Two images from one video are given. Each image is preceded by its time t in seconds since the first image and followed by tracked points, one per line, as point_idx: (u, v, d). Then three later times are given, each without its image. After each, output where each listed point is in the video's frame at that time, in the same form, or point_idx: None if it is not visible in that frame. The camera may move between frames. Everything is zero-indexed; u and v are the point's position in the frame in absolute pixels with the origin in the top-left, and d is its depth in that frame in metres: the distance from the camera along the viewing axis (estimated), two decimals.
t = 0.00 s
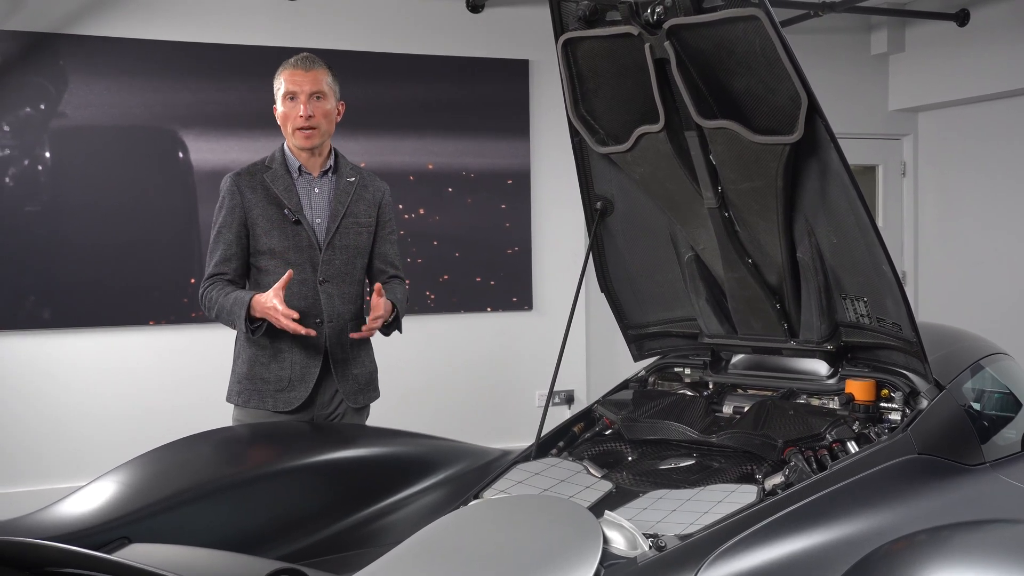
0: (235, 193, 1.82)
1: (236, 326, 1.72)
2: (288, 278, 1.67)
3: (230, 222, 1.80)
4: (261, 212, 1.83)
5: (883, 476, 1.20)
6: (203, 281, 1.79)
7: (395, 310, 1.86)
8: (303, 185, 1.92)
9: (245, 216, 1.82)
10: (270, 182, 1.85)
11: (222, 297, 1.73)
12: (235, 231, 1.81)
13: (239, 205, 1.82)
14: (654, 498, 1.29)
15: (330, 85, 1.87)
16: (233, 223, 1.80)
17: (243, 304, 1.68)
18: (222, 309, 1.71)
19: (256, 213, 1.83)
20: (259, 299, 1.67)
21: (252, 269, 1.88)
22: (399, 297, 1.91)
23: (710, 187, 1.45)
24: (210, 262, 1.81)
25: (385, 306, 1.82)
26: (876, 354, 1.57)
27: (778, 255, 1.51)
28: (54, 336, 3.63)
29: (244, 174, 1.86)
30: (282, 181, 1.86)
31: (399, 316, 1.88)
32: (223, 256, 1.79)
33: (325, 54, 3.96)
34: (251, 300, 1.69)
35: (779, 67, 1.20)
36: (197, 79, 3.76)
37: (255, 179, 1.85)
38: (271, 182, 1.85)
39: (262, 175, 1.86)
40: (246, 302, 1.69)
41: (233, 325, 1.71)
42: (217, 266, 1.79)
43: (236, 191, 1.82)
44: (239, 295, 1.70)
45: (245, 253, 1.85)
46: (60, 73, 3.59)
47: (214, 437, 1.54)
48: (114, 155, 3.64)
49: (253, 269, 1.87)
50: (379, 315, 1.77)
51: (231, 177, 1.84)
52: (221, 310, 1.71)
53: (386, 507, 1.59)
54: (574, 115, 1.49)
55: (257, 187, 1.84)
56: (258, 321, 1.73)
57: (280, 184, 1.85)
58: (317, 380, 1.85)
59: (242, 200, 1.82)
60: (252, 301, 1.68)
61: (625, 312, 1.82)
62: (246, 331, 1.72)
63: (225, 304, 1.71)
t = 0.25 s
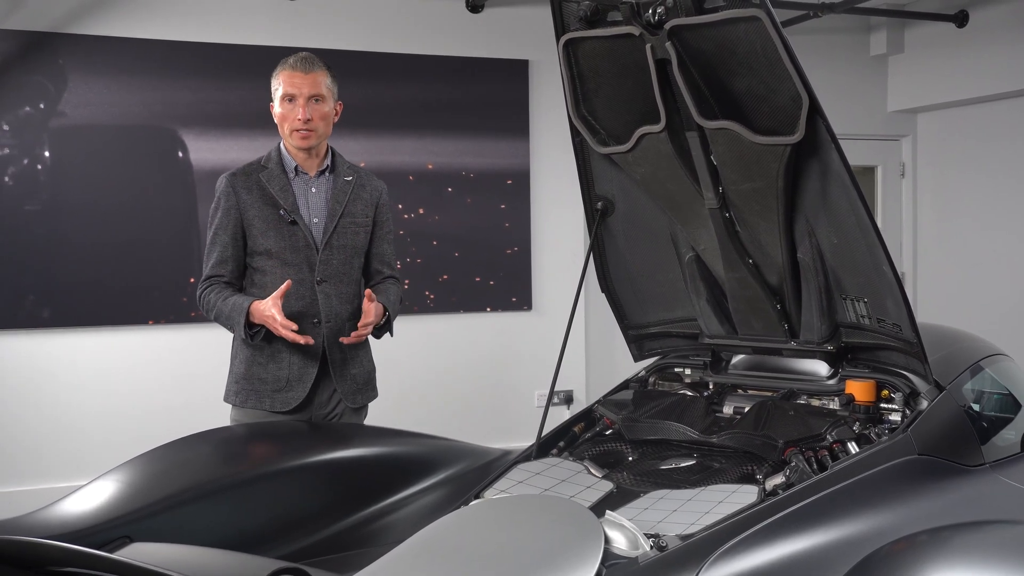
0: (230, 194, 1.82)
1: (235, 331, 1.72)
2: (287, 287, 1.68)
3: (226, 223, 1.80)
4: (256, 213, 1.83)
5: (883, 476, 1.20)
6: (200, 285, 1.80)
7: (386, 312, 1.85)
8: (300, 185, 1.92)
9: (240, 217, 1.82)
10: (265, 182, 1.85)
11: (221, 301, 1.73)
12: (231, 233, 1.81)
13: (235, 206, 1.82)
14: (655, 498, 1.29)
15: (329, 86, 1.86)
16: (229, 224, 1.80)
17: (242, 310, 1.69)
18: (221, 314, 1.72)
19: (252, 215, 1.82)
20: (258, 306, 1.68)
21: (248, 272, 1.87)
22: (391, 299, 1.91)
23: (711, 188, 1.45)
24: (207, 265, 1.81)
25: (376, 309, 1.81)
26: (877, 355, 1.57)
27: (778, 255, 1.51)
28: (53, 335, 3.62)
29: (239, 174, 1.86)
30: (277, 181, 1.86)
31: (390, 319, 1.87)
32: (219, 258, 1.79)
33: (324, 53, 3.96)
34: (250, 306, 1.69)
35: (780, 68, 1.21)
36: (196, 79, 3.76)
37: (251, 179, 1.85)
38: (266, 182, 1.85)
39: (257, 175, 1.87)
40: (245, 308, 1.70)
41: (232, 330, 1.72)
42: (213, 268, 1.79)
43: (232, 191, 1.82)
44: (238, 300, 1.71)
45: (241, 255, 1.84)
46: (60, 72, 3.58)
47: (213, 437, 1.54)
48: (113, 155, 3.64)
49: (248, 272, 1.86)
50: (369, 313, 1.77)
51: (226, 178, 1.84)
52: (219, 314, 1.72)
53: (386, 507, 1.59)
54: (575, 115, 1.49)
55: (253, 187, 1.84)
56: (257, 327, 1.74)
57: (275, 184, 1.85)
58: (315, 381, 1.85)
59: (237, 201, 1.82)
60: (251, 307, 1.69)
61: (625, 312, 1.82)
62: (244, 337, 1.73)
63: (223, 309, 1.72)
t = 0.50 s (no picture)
0: (229, 193, 1.82)
1: (238, 328, 1.73)
2: (291, 282, 1.68)
3: (226, 222, 1.80)
4: (256, 211, 1.83)
5: (885, 475, 1.20)
6: (200, 284, 1.79)
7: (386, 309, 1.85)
8: (299, 184, 1.91)
9: (240, 215, 1.82)
10: (264, 181, 1.85)
11: (223, 298, 1.73)
12: (231, 232, 1.81)
13: (234, 204, 1.81)
14: (658, 496, 1.29)
15: (328, 85, 1.87)
16: (229, 223, 1.80)
17: (245, 306, 1.69)
18: (223, 311, 1.72)
19: (251, 213, 1.82)
20: (263, 302, 1.69)
21: (248, 272, 1.87)
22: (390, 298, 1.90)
23: (713, 186, 1.45)
24: (207, 263, 1.81)
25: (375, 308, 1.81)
26: (879, 353, 1.57)
27: (781, 254, 1.51)
28: (54, 335, 3.63)
29: (238, 173, 1.86)
30: (277, 180, 1.86)
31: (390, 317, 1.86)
32: (220, 257, 1.79)
33: (325, 53, 3.96)
34: (253, 303, 1.70)
35: (782, 66, 1.21)
36: (197, 78, 3.76)
37: (250, 178, 1.85)
38: (265, 180, 1.85)
39: (257, 174, 1.86)
40: (248, 305, 1.70)
41: (235, 326, 1.72)
42: (214, 267, 1.79)
43: (231, 190, 1.82)
44: (241, 297, 1.71)
45: (241, 253, 1.84)
46: (60, 71, 3.58)
47: (215, 436, 1.54)
48: (114, 154, 3.64)
49: (249, 270, 1.86)
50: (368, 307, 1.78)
51: (226, 177, 1.84)
52: (221, 311, 1.72)
53: (388, 506, 1.60)
54: (577, 114, 1.49)
55: (252, 185, 1.84)
56: (261, 323, 1.74)
57: (275, 183, 1.85)
58: (315, 379, 1.85)
59: (237, 199, 1.82)
60: (255, 304, 1.70)
61: (627, 311, 1.82)
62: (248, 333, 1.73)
63: (226, 306, 1.72)
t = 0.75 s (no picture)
0: (232, 189, 1.82)
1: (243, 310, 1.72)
2: (294, 253, 1.69)
3: (228, 218, 1.80)
4: (259, 208, 1.83)
5: (889, 474, 1.20)
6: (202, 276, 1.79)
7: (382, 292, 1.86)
8: (302, 181, 1.92)
9: (243, 211, 1.82)
10: (268, 177, 1.85)
11: (226, 283, 1.73)
12: (234, 227, 1.81)
13: (237, 200, 1.81)
14: (662, 495, 1.29)
15: (331, 81, 1.87)
16: (232, 218, 1.80)
17: (250, 285, 1.69)
18: (226, 296, 1.71)
19: (254, 209, 1.83)
20: (267, 278, 1.68)
21: (251, 262, 1.88)
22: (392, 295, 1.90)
23: (717, 185, 1.45)
24: (209, 257, 1.80)
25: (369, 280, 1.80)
26: (882, 352, 1.57)
27: (784, 252, 1.51)
28: (57, 333, 3.63)
29: (241, 169, 1.86)
30: (280, 176, 1.86)
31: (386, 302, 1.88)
32: (222, 251, 1.79)
33: (326, 51, 3.96)
34: (258, 281, 1.70)
35: (787, 65, 1.21)
36: (199, 76, 3.76)
37: (253, 174, 1.85)
38: (269, 177, 1.85)
39: (260, 170, 1.86)
40: (252, 284, 1.70)
41: (239, 310, 1.71)
42: (216, 261, 1.79)
43: (234, 186, 1.82)
44: (244, 278, 1.71)
45: (243, 249, 1.84)
46: (62, 69, 3.58)
47: (218, 434, 1.54)
48: (116, 152, 3.64)
49: (252, 263, 1.87)
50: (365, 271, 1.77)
51: (229, 173, 1.84)
52: (226, 298, 1.71)
53: (391, 505, 1.60)
54: (581, 113, 1.49)
55: (255, 182, 1.84)
56: (264, 301, 1.74)
57: (278, 180, 1.85)
58: (317, 376, 1.85)
59: (240, 195, 1.82)
60: (259, 282, 1.69)
61: (630, 309, 1.82)
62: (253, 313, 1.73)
63: (229, 289, 1.72)
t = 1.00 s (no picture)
0: (236, 189, 1.81)
1: (244, 303, 1.72)
2: (289, 239, 1.69)
3: (232, 218, 1.80)
4: (263, 207, 1.83)
5: (893, 472, 1.21)
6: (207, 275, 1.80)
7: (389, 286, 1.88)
8: (306, 181, 1.92)
9: (247, 212, 1.82)
10: (272, 178, 1.85)
11: (228, 278, 1.74)
12: (238, 227, 1.81)
13: (241, 200, 1.81)
14: (667, 494, 1.29)
15: (336, 81, 1.89)
16: (236, 219, 1.80)
17: (249, 275, 1.69)
18: (227, 290, 1.72)
19: (258, 209, 1.83)
20: (263, 267, 1.67)
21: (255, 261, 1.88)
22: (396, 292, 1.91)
23: (719, 185, 1.45)
24: (214, 257, 1.81)
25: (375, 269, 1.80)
26: (885, 351, 1.57)
27: (787, 252, 1.52)
28: (58, 333, 3.63)
29: (245, 170, 1.85)
30: (284, 176, 1.86)
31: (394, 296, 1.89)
32: (225, 250, 1.80)
33: (327, 51, 3.96)
34: (255, 271, 1.69)
35: (790, 65, 1.21)
36: (200, 76, 3.76)
37: (257, 175, 1.85)
38: (273, 177, 1.85)
39: (264, 171, 1.86)
40: (250, 276, 1.70)
41: (240, 303, 1.72)
42: (221, 260, 1.80)
43: (238, 187, 1.82)
44: (243, 270, 1.71)
45: (248, 248, 1.85)
46: (63, 69, 3.58)
47: (222, 433, 1.54)
48: (117, 153, 3.64)
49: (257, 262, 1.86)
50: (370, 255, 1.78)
51: (233, 174, 1.84)
52: (228, 292, 1.72)
53: (395, 504, 1.60)
54: (584, 112, 1.49)
55: (259, 182, 1.84)
56: (264, 292, 1.74)
57: (282, 180, 1.85)
58: (321, 375, 1.85)
59: (244, 195, 1.82)
60: (257, 272, 1.69)
61: (633, 308, 1.82)
62: (254, 304, 1.72)
63: (230, 281, 1.72)
